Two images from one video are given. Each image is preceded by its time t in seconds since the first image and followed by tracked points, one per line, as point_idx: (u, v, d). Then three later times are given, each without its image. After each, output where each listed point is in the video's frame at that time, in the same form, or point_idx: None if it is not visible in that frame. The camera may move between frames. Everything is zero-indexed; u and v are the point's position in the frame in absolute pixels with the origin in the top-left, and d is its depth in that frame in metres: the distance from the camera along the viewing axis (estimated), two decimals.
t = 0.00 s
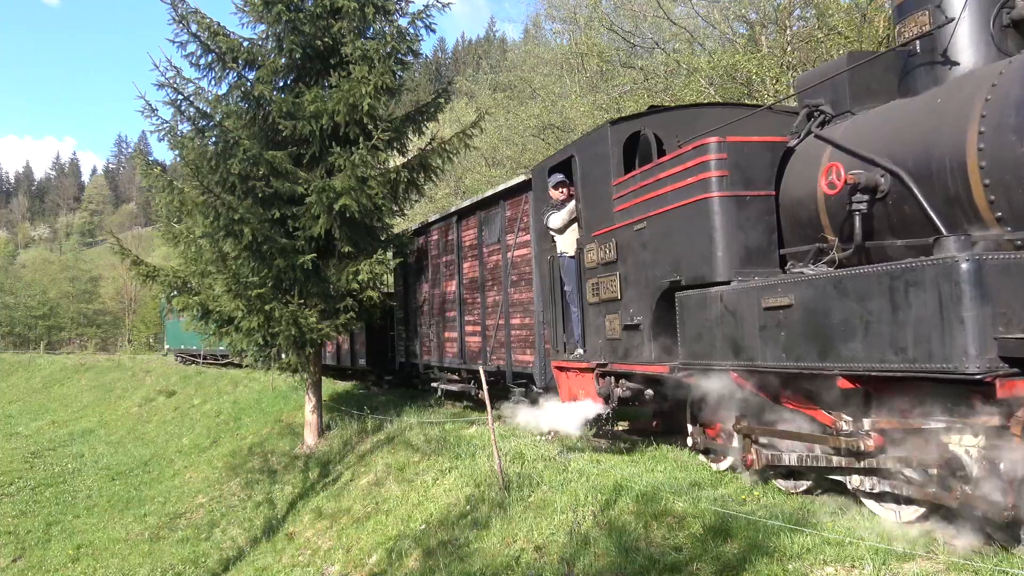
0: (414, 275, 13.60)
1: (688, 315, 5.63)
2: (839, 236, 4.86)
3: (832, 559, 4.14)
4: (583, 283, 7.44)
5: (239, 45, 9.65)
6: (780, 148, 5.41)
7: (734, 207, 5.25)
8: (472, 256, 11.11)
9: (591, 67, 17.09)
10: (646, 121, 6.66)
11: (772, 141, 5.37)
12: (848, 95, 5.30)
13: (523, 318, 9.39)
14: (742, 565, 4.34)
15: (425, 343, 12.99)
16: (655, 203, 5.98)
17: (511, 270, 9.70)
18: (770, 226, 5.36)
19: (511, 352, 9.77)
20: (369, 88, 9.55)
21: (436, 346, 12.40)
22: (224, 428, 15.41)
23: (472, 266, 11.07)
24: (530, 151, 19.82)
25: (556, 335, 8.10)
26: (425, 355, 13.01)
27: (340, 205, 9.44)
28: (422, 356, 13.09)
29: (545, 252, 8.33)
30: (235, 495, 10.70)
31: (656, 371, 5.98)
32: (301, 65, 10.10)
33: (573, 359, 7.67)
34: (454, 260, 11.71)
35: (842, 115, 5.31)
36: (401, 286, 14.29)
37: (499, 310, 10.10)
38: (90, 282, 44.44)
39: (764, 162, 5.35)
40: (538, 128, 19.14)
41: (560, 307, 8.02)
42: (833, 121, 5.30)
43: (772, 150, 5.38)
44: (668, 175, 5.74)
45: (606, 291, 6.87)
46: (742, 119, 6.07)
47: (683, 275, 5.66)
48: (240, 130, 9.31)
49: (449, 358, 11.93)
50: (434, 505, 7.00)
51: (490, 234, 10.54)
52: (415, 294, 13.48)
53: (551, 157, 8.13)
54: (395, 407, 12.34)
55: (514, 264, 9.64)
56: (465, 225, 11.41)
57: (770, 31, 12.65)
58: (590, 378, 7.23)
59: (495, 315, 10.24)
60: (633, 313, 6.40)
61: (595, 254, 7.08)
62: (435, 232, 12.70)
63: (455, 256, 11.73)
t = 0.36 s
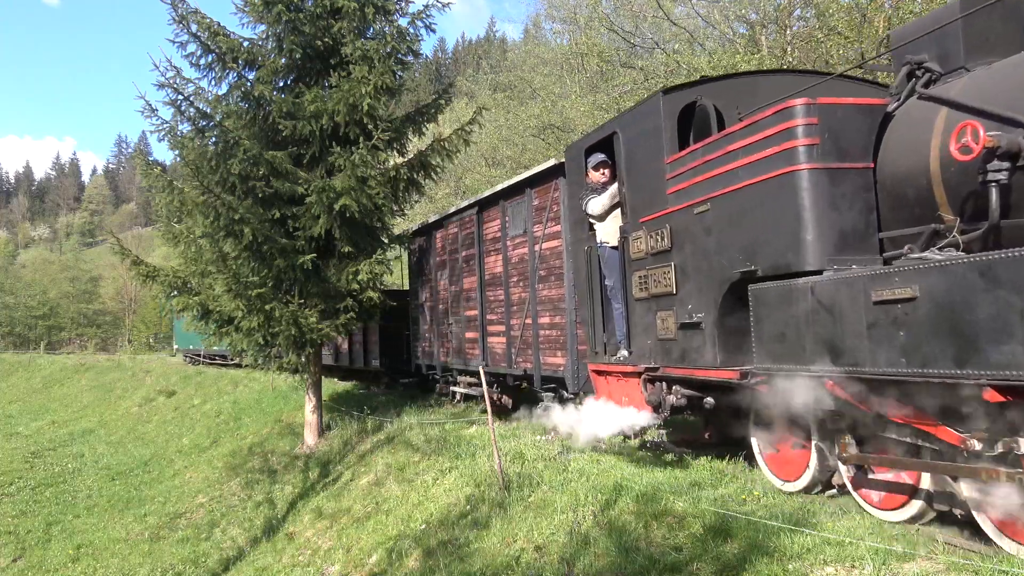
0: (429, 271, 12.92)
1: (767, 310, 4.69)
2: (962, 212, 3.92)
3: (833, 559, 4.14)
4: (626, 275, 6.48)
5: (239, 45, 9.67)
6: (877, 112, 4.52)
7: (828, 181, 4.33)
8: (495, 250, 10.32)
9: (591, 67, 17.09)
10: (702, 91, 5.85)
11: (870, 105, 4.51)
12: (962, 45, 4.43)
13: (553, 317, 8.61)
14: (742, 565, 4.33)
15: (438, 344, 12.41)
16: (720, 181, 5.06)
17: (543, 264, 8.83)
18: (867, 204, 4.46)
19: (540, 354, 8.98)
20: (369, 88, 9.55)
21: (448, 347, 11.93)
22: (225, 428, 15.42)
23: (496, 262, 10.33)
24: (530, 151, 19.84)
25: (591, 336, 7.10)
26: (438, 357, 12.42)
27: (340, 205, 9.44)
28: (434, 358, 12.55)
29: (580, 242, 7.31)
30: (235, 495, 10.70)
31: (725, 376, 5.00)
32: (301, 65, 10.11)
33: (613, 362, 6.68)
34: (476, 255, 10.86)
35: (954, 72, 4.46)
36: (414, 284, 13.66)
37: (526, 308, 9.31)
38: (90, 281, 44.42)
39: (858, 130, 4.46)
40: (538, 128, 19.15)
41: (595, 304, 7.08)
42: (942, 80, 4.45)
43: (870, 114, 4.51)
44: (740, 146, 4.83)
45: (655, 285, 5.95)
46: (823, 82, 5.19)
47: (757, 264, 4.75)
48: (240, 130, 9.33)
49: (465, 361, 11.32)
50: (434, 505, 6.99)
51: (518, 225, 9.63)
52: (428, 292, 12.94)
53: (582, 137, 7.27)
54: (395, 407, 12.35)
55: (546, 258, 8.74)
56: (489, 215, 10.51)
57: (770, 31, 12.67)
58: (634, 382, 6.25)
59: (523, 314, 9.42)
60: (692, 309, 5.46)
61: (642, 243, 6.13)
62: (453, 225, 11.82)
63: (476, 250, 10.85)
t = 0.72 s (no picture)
0: (446, 267, 12.24)
1: (877, 305, 3.95)
2: None
3: (832, 559, 4.14)
4: (684, 266, 5.76)
5: (239, 45, 9.67)
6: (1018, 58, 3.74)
7: (964, 143, 3.60)
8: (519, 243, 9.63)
9: (591, 67, 17.07)
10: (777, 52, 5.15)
11: (1011, 49, 3.73)
12: None
13: (590, 316, 7.93)
14: (743, 565, 4.33)
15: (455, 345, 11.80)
16: (817, 150, 4.30)
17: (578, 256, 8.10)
18: (1008, 171, 3.70)
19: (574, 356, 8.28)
20: (369, 87, 9.54)
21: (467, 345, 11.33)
22: (224, 428, 15.42)
23: (520, 256, 9.65)
24: (530, 151, 19.84)
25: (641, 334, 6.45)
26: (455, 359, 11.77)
27: (340, 205, 9.43)
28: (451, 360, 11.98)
29: (625, 230, 6.64)
30: (235, 495, 10.70)
31: (818, 386, 4.27)
32: (301, 65, 10.11)
33: (667, 366, 6.00)
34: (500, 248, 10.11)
35: None
36: (430, 283, 13.02)
37: (557, 305, 8.61)
38: (90, 282, 44.42)
39: (995, 80, 3.70)
40: (538, 128, 19.15)
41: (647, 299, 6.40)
42: None
43: (1011, 61, 3.73)
44: (845, 107, 4.09)
45: (723, 276, 5.22)
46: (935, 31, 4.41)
47: (865, 246, 4.02)
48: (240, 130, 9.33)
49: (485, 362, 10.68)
50: (434, 505, 7.00)
51: (548, 214, 8.86)
52: (444, 290, 12.38)
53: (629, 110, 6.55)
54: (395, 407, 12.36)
55: (581, 250, 8.02)
56: (515, 204, 9.75)
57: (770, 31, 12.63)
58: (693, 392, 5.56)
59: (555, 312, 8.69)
60: (773, 304, 4.73)
61: (704, 229, 5.43)
62: (472, 216, 11.07)
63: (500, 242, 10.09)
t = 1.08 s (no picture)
0: (467, 262, 11.41)
1: None
2: None
3: (833, 559, 4.14)
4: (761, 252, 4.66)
5: (239, 45, 9.68)
6: None
7: None
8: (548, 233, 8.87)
9: (590, 67, 17.07)
10: None
11: None
12: None
13: (636, 312, 7.06)
14: (742, 565, 4.33)
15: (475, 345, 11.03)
16: (955, 103, 3.27)
17: (621, 245, 7.29)
18: None
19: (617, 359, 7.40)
20: (369, 88, 9.54)
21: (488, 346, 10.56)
22: (224, 428, 15.42)
23: (550, 247, 8.82)
24: (529, 151, 19.83)
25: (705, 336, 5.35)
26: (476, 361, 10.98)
27: (340, 205, 9.43)
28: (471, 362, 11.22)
29: (683, 214, 5.60)
30: (235, 495, 10.70)
31: (962, 399, 3.26)
32: (301, 65, 10.11)
33: (737, 370, 4.94)
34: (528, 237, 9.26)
35: None
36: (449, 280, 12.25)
37: (596, 301, 7.74)
38: (90, 281, 44.39)
39: None
40: (538, 128, 19.16)
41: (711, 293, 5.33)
42: None
43: None
44: (1001, 44, 3.07)
45: (816, 263, 4.15)
46: None
47: None
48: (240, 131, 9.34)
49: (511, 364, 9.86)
50: (434, 505, 7.00)
51: (585, 200, 8.03)
52: (464, 287, 11.64)
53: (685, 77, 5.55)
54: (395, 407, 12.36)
55: (625, 239, 7.22)
56: (547, 189, 8.91)
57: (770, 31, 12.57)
58: (772, 402, 4.55)
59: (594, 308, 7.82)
60: (890, 297, 3.68)
61: (787, 208, 4.36)
62: (497, 205, 10.23)
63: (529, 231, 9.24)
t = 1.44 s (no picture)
0: (491, 254, 10.73)
1: None
2: None
3: (833, 559, 4.14)
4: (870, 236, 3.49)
5: (239, 45, 9.68)
6: None
7: None
8: (583, 223, 8.15)
9: (590, 67, 17.09)
10: None
11: None
12: None
13: (693, 308, 6.23)
14: (743, 565, 4.33)
15: (501, 345, 10.32)
16: None
17: (675, 231, 6.47)
18: None
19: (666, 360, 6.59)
20: (369, 87, 9.54)
21: (515, 346, 9.90)
22: (224, 428, 15.42)
23: (586, 237, 8.05)
24: (529, 151, 19.78)
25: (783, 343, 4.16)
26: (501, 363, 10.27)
27: (340, 205, 9.43)
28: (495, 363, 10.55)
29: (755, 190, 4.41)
30: (235, 494, 10.70)
31: None
32: (301, 65, 10.11)
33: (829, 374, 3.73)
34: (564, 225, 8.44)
35: None
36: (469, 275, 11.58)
37: (644, 296, 6.91)
38: (90, 281, 44.38)
39: None
40: (539, 128, 19.16)
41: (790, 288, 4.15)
42: None
43: None
44: None
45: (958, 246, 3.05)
46: None
47: None
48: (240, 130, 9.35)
49: (541, 366, 9.12)
50: (434, 505, 7.00)
51: (632, 182, 7.21)
52: (487, 284, 10.97)
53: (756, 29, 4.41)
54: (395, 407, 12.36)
55: (681, 224, 6.40)
56: (584, 171, 8.15)
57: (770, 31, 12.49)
58: (880, 418, 3.43)
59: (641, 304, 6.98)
60: None
61: (910, 175, 3.26)
62: (525, 191, 9.54)
63: (564, 218, 8.43)
